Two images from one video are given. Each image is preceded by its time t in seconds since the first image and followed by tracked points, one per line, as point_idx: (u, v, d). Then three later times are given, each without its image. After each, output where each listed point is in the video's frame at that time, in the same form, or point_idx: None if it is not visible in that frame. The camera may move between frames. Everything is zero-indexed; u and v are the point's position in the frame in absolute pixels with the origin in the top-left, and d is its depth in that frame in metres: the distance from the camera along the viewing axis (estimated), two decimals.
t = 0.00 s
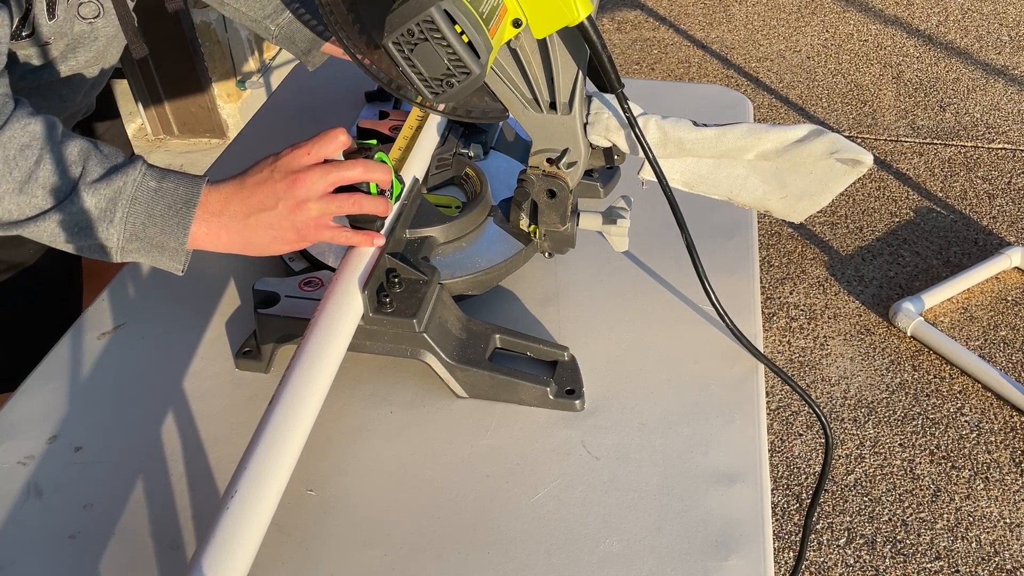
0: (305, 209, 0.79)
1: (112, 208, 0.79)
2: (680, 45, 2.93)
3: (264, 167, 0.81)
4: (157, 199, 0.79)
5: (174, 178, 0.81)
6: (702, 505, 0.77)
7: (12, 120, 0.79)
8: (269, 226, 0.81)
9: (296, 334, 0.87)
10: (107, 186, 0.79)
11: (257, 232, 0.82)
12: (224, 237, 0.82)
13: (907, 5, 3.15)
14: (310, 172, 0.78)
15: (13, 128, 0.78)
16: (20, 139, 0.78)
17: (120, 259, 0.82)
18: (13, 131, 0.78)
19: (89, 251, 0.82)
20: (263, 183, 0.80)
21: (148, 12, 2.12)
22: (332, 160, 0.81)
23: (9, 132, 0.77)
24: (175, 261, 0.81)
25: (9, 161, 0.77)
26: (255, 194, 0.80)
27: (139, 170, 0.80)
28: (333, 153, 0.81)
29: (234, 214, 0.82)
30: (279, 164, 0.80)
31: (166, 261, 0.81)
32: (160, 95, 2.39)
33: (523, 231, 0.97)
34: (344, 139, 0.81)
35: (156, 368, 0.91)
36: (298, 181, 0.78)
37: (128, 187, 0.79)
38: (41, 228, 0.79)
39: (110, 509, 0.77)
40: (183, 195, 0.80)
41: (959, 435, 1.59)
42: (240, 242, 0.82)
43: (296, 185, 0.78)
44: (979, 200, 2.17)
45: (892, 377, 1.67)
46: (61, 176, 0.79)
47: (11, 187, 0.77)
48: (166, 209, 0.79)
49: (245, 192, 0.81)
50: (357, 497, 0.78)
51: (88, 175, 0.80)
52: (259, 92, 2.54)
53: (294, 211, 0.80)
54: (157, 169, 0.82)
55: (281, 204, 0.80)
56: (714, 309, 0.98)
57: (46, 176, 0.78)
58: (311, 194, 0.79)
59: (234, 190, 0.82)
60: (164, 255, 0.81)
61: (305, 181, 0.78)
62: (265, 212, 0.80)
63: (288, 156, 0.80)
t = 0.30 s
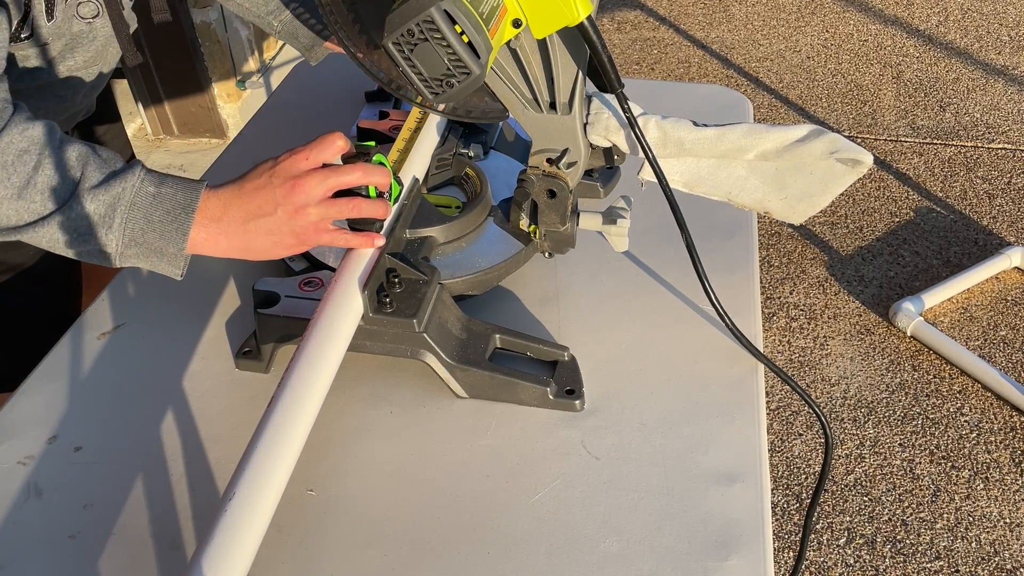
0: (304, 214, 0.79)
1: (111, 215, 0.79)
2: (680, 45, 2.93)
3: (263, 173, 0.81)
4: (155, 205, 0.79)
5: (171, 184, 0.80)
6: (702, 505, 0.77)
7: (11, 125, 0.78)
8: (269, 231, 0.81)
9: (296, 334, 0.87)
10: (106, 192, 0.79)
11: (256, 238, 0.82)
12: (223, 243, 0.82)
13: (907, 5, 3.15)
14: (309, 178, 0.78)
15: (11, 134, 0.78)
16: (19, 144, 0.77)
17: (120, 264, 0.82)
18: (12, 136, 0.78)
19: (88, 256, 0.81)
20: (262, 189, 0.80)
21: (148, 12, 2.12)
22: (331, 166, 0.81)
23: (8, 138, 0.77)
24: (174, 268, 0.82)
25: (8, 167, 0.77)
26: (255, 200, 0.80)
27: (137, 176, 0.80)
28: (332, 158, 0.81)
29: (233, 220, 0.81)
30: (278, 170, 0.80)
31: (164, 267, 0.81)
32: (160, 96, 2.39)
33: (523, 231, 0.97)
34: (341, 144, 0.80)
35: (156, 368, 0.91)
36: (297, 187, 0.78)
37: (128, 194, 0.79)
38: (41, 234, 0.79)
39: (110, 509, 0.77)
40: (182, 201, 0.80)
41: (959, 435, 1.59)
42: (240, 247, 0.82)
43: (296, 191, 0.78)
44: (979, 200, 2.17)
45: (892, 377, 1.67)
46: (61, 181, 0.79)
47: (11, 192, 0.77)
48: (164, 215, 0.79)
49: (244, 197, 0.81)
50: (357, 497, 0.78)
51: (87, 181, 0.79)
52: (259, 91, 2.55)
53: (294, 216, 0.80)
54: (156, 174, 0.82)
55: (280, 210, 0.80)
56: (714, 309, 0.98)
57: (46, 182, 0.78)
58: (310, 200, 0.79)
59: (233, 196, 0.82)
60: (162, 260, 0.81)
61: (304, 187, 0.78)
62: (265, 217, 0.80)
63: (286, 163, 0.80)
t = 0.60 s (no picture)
0: (305, 214, 0.79)
1: (112, 217, 0.79)
2: (680, 45, 2.93)
3: (263, 174, 0.81)
4: (156, 206, 0.79)
5: (172, 185, 0.81)
6: (702, 505, 0.77)
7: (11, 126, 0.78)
8: (269, 232, 0.81)
9: (296, 334, 0.87)
10: (107, 194, 0.79)
11: (256, 239, 0.81)
12: (224, 245, 0.82)
13: (907, 5, 3.15)
14: (310, 179, 0.79)
15: (11, 135, 0.78)
16: (20, 144, 0.77)
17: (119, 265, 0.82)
18: (12, 138, 0.78)
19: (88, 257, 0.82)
20: (263, 189, 0.80)
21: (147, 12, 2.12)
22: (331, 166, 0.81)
23: (9, 138, 0.78)
24: (175, 270, 0.82)
25: (8, 167, 0.77)
26: (255, 201, 0.80)
27: (138, 177, 0.80)
28: (332, 158, 0.81)
29: (233, 221, 0.81)
30: (278, 171, 0.81)
31: (165, 268, 0.81)
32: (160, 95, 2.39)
33: (523, 231, 0.97)
34: (341, 145, 0.81)
35: (156, 369, 0.91)
36: (298, 187, 0.78)
37: (128, 196, 0.79)
38: (42, 235, 0.79)
39: (110, 509, 0.77)
40: (182, 202, 0.80)
41: (959, 435, 1.59)
42: (240, 249, 0.82)
43: (296, 191, 0.78)
44: (979, 200, 2.17)
45: (892, 377, 1.67)
46: (61, 182, 0.79)
47: (12, 192, 0.77)
48: (165, 217, 0.79)
49: (244, 198, 0.81)
50: (357, 497, 0.78)
51: (88, 182, 0.79)
52: (259, 91, 2.55)
53: (294, 216, 0.79)
54: (156, 175, 0.82)
55: (281, 210, 0.80)
56: (714, 309, 0.97)
57: (46, 183, 0.78)
58: (310, 200, 0.79)
59: (232, 196, 0.81)
60: (163, 261, 0.81)
61: (304, 187, 0.78)
62: (265, 218, 0.80)
63: (286, 164, 0.81)
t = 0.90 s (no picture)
0: (305, 195, 0.79)
1: (109, 202, 0.78)
2: (680, 45, 2.93)
3: (268, 159, 0.82)
4: (153, 190, 0.79)
5: (168, 171, 0.81)
6: (702, 505, 0.77)
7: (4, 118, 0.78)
8: (268, 215, 0.81)
9: (296, 334, 0.87)
10: (103, 179, 0.79)
11: (255, 221, 0.81)
12: (221, 226, 0.81)
13: (907, 5, 3.15)
14: (313, 160, 0.79)
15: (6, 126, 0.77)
16: (13, 137, 0.77)
17: (117, 256, 0.81)
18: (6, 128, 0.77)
19: (85, 250, 0.81)
20: (265, 171, 0.81)
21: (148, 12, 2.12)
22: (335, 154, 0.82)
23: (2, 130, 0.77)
24: (177, 259, 0.81)
25: (2, 159, 0.76)
26: (258, 182, 0.80)
27: (133, 162, 0.80)
28: (337, 146, 0.82)
29: (233, 202, 0.81)
30: (283, 154, 0.81)
31: (165, 256, 0.80)
32: (160, 95, 2.39)
33: (523, 232, 0.97)
34: (347, 133, 0.82)
35: (156, 368, 0.91)
36: (301, 167, 0.79)
37: (124, 179, 0.79)
38: (37, 226, 0.78)
39: (110, 508, 0.77)
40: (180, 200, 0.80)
41: (959, 435, 1.59)
42: (237, 232, 0.81)
43: (299, 171, 0.79)
44: (979, 200, 2.17)
45: (892, 377, 1.68)
46: (56, 171, 0.78)
47: (6, 183, 0.76)
48: (163, 201, 0.79)
49: (246, 180, 0.81)
50: (357, 498, 0.78)
51: (83, 169, 0.80)
52: (259, 91, 2.55)
53: (294, 198, 0.79)
54: (152, 164, 0.82)
55: (281, 191, 0.79)
56: (714, 309, 0.97)
57: (41, 174, 0.77)
58: (312, 180, 0.79)
59: (236, 179, 0.82)
60: (163, 249, 0.80)
61: (307, 168, 0.79)
62: (265, 198, 0.80)
63: (293, 147, 0.82)
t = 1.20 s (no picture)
0: (313, 200, 0.79)
1: (111, 196, 0.78)
2: (680, 45, 2.93)
3: (276, 158, 0.81)
4: (155, 184, 0.79)
5: (170, 165, 0.80)
6: (702, 505, 0.77)
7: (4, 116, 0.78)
8: (273, 215, 0.80)
9: (295, 334, 0.87)
10: (104, 173, 0.79)
11: (259, 220, 0.80)
12: (223, 221, 0.80)
13: (907, 5, 3.15)
14: (323, 165, 0.79)
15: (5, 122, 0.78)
16: (12, 131, 0.78)
17: (119, 252, 0.81)
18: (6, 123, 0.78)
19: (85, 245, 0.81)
20: (274, 170, 0.80)
21: (148, 12, 2.11)
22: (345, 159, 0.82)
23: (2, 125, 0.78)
24: (178, 254, 0.81)
25: (3, 154, 0.76)
26: (265, 181, 0.80)
27: (134, 157, 0.80)
28: (347, 151, 0.82)
29: (238, 198, 0.80)
30: (292, 155, 0.81)
31: (167, 251, 0.80)
32: (160, 95, 2.39)
33: (523, 232, 0.97)
34: (358, 139, 0.82)
35: (156, 369, 0.91)
36: (310, 171, 0.78)
37: (125, 175, 0.79)
38: (38, 222, 0.78)
39: (110, 508, 0.77)
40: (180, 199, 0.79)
41: (959, 435, 1.59)
42: (239, 228, 0.81)
43: (308, 175, 0.78)
44: (979, 200, 2.17)
45: (892, 378, 1.68)
46: (56, 166, 0.78)
47: (7, 178, 0.77)
48: (165, 194, 0.78)
49: (253, 177, 0.80)
50: (357, 498, 0.78)
51: (83, 164, 0.79)
52: (259, 92, 2.55)
53: (301, 200, 0.79)
54: (153, 158, 0.81)
55: (288, 192, 0.79)
56: (714, 309, 0.97)
57: (41, 169, 0.77)
58: (321, 185, 0.78)
59: (242, 175, 0.81)
60: (165, 244, 0.80)
61: (317, 172, 0.78)
62: (272, 198, 0.79)
63: (304, 149, 0.81)
